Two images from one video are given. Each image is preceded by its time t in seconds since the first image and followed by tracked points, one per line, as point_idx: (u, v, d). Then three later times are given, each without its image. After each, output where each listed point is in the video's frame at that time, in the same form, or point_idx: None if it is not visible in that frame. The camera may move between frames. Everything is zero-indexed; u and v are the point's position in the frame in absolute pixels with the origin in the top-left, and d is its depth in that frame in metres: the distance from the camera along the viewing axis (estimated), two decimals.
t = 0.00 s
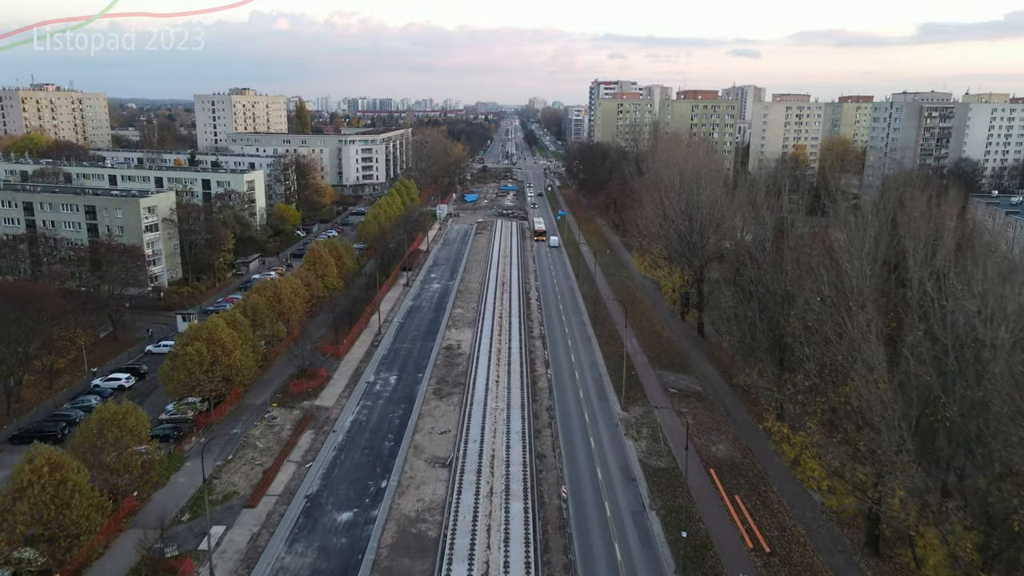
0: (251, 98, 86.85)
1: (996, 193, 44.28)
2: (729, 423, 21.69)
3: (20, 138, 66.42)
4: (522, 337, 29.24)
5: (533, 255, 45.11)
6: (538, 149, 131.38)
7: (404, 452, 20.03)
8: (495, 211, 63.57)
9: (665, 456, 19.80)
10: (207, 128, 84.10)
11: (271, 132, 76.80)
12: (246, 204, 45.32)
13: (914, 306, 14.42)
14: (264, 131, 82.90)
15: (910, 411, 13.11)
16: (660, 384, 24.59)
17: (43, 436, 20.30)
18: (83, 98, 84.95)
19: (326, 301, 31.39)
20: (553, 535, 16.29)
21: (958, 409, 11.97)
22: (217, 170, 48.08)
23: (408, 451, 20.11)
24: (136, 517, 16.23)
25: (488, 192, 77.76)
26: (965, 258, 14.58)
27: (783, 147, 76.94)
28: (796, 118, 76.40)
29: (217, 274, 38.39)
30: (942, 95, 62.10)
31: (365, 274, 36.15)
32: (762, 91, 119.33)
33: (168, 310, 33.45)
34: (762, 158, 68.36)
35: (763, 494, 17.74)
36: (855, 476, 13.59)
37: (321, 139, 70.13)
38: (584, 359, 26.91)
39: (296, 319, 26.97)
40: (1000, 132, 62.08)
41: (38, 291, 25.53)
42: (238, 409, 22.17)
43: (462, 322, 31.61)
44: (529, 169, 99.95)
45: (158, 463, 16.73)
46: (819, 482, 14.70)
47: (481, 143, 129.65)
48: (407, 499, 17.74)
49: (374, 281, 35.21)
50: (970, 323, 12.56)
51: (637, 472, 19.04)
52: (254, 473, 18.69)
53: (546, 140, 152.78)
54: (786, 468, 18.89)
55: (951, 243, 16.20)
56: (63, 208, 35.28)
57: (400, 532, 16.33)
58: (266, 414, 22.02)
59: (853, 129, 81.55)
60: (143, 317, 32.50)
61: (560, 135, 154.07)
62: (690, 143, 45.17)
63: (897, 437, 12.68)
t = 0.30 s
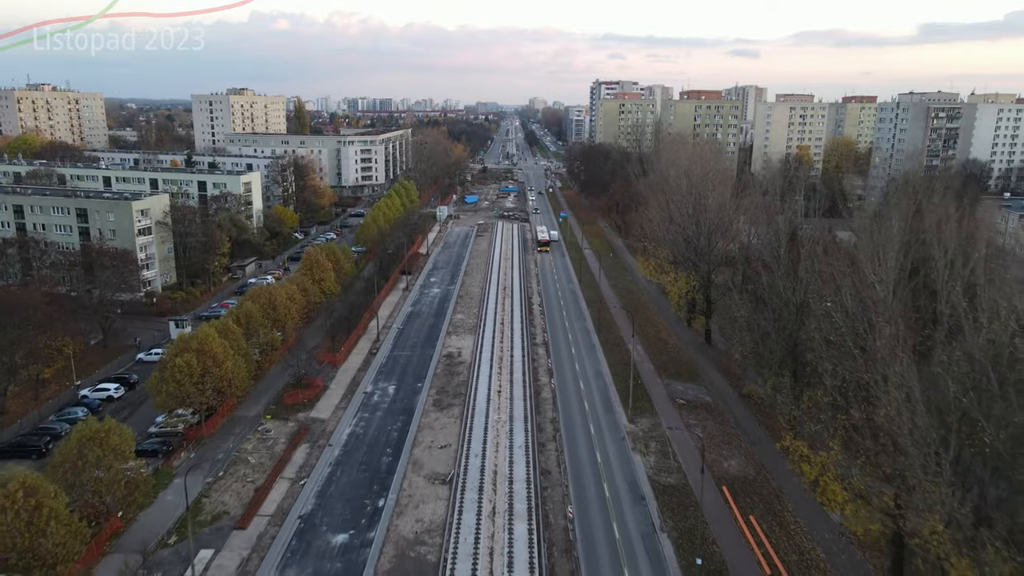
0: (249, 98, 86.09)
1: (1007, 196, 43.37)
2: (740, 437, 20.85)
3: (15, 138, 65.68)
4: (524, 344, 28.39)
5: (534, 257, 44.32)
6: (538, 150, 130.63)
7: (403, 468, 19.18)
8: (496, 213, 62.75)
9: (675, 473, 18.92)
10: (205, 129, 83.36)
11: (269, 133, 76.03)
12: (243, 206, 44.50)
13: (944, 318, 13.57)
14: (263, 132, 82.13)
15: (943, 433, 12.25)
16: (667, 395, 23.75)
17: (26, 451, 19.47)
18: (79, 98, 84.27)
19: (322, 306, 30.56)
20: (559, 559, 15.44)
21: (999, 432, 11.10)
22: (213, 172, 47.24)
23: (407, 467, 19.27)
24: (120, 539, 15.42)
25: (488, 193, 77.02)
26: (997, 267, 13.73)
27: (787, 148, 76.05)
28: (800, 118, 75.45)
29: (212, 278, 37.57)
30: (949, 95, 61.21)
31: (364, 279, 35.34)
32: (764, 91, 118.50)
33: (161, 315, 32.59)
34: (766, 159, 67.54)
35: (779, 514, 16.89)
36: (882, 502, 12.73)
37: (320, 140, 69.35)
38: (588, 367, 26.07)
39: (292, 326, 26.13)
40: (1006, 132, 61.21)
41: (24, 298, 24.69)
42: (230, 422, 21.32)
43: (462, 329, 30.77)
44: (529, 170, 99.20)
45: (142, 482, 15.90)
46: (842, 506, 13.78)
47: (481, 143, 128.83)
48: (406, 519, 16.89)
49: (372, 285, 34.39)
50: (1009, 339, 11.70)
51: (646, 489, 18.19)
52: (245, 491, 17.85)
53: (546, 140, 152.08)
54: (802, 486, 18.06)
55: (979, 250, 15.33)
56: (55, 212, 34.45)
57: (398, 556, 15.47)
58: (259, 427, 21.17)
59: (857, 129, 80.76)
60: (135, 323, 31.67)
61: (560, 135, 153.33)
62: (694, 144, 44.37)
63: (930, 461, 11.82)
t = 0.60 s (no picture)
0: (248, 98, 85.21)
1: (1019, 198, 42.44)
2: (753, 451, 20.01)
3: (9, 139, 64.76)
4: (526, 352, 27.55)
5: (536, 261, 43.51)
6: (538, 150, 130.05)
7: (401, 485, 18.35)
8: (497, 214, 61.95)
9: (686, 491, 18.06)
10: (203, 129, 82.52)
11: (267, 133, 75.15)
12: (239, 208, 43.67)
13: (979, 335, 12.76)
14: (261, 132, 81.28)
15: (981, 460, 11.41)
16: (676, 406, 22.93)
17: (7, 468, 18.64)
18: (76, 99, 83.37)
19: (319, 313, 29.75)
20: None
21: None
22: (209, 173, 46.35)
23: (405, 484, 18.43)
24: (102, 565, 14.62)
25: (489, 195, 76.24)
26: None
27: (791, 149, 75.13)
28: (804, 119, 74.46)
29: (207, 282, 36.73)
30: (956, 95, 60.33)
31: (362, 283, 34.55)
32: (766, 91, 117.70)
33: (153, 321, 31.79)
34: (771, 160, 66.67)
35: (796, 537, 16.05)
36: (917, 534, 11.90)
37: (318, 141, 68.52)
38: (593, 377, 25.26)
39: (288, 334, 25.30)
40: (1014, 133, 60.26)
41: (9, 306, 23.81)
42: (221, 436, 20.50)
43: (463, 335, 29.94)
44: (529, 171, 98.33)
45: (126, 504, 15.09)
46: (868, 534, 12.98)
47: (481, 143, 128.01)
48: (404, 542, 16.05)
49: (371, 290, 33.56)
50: None
51: (655, 508, 17.37)
52: (235, 510, 17.01)
53: (546, 141, 151.39)
54: (820, 505, 17.21)
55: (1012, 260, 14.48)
56: (45, 215, 33.60)
57: None
58: (251, 441, 20.34)
59: (861, 130, 79.97)
60: (126, 330, 30.82)
61: (560, 135, 152.57)
62: (699, 145, 43.55)
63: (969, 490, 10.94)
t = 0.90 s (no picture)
0: (246, 98, 84.37)
1: None
2: (766, 466, 19.20)
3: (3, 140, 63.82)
4: (529, 360, 26.72)
5: (538, 264, 42.71)
6: (538, 151, 129.50)
7: (399, 503, 17.53)
8: (498, 216, 61.14)
9: (698, 510, 17.21)
10: (200, 129, 81.66)
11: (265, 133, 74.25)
12: (235, 211, 42.83)
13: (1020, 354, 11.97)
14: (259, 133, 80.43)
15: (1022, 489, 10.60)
16: (685, 418, 22.10)
17: None
18: (72, 99, 82.49)
19: (316, 319, 28.92)
20: None
21: None
22: (205, 174, 45.48)
23: (404, 502, 17.60)
24: None
25: (489, 196, 75.38)
26: None
27: (794, 150, 73.92)
28: (808, 118, 73.33)
29: (202, 286, 35.89)
30: (963, 95, 59.51)
31: (360, 288, 33.73)
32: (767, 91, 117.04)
33: (145, 327, 30.97)
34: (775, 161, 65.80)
35: (815, 561, 15.20)
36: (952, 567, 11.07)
37: (317, 141, 67.68)
38: (598, 386, 24.41)
39: (282, 342, 24.45)
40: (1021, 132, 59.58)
41: None
42: (212, 450, 19.67)
43: (463, 342, 29.10)
44: (530, 171, 97.58)
45: (107, 529, 14.24)
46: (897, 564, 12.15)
47: (481, 143, 127.26)
48: (401, 566, 15.21)
49: (369, 295, 32.74)
50: None
51: (666, 528, 16.52)
52: (224, 532, 16.16)
53: (546, 141, 150.74)
54: (839, 526, 16.37)
55: None
56: (35, 218, 32.75)
57: None
58: (243, 456, 19.51)
59: (865, 130, 79.20)
60: (117, 336, 29.95)
61: (561, 136, 151.91)
62: (704, 147, 42.72)
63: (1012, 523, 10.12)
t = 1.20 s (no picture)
0: (243, 98, 83.56)
1: None
2: (779, 483, 18.38)
3: None
4: (530, 368, 25.89)
5: (539, 267, 41.93)
6: (539, 151, 129.00)
7: (395, 524, 16.69)
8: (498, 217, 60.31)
9: (709, 532, 16.37)
10: (198, 129, 80.87)
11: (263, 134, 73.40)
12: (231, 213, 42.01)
13: None
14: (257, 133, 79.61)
15: None
16: (694, 431, 21.27)
17: None
18: (68, 99, 81.70)
19: (312, 326, 28.10)
20: None
21: None
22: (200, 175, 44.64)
23: (400, 522, 16.76)
24: None
25: (489, 197, 74.62)
26: None
27: (797, 150, 73.02)
28: (812, 118, 72.30)
29: (195, 291, 35.08)
30: (970, 95, 58.58)
31: (357, 293, 32.91)
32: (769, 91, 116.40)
33: (136, 334, 30.12)
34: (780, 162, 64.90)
35: None
36: None
37: (315, 142, 66.85)
38: (603, 397, 23.57)
39: (275, 351, 23.60)
40: None
41: None
42: (200, 465, 18.82)
43: (463, 350, 28.26)
44: (531, 172, 96.85)
45: (84, 556, 13.38)
46: None
47: (481, 143, 126.60)
48: None
49: (366, 300, 31.92)
50: None
51: (676, 551, 15.67)
52: (210, 556, 15.31)
53: (547, 141, 150.13)
54: (858, 549, 15.54)
55: None
56: (23, 221, 31.93)
57: None
58: (233, 472, 18.67)
59: (868, 130, 78.39)
60: (107, 343, 29.11)
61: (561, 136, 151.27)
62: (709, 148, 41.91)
63: None
